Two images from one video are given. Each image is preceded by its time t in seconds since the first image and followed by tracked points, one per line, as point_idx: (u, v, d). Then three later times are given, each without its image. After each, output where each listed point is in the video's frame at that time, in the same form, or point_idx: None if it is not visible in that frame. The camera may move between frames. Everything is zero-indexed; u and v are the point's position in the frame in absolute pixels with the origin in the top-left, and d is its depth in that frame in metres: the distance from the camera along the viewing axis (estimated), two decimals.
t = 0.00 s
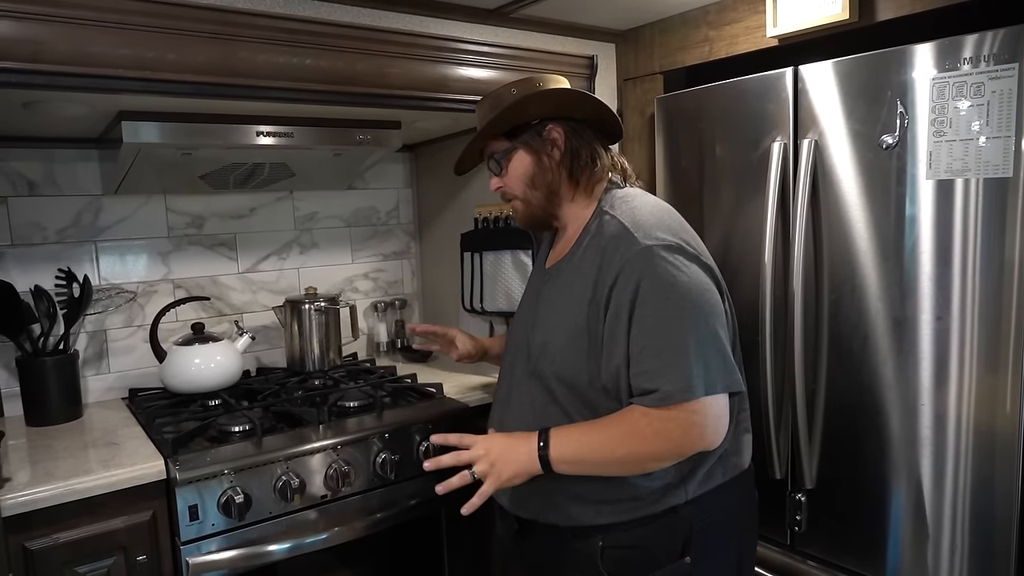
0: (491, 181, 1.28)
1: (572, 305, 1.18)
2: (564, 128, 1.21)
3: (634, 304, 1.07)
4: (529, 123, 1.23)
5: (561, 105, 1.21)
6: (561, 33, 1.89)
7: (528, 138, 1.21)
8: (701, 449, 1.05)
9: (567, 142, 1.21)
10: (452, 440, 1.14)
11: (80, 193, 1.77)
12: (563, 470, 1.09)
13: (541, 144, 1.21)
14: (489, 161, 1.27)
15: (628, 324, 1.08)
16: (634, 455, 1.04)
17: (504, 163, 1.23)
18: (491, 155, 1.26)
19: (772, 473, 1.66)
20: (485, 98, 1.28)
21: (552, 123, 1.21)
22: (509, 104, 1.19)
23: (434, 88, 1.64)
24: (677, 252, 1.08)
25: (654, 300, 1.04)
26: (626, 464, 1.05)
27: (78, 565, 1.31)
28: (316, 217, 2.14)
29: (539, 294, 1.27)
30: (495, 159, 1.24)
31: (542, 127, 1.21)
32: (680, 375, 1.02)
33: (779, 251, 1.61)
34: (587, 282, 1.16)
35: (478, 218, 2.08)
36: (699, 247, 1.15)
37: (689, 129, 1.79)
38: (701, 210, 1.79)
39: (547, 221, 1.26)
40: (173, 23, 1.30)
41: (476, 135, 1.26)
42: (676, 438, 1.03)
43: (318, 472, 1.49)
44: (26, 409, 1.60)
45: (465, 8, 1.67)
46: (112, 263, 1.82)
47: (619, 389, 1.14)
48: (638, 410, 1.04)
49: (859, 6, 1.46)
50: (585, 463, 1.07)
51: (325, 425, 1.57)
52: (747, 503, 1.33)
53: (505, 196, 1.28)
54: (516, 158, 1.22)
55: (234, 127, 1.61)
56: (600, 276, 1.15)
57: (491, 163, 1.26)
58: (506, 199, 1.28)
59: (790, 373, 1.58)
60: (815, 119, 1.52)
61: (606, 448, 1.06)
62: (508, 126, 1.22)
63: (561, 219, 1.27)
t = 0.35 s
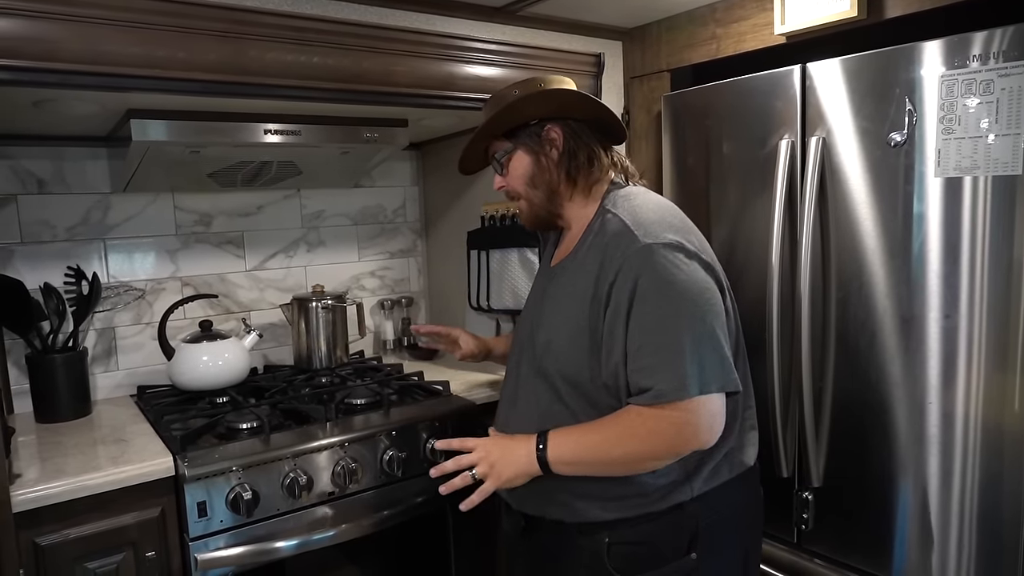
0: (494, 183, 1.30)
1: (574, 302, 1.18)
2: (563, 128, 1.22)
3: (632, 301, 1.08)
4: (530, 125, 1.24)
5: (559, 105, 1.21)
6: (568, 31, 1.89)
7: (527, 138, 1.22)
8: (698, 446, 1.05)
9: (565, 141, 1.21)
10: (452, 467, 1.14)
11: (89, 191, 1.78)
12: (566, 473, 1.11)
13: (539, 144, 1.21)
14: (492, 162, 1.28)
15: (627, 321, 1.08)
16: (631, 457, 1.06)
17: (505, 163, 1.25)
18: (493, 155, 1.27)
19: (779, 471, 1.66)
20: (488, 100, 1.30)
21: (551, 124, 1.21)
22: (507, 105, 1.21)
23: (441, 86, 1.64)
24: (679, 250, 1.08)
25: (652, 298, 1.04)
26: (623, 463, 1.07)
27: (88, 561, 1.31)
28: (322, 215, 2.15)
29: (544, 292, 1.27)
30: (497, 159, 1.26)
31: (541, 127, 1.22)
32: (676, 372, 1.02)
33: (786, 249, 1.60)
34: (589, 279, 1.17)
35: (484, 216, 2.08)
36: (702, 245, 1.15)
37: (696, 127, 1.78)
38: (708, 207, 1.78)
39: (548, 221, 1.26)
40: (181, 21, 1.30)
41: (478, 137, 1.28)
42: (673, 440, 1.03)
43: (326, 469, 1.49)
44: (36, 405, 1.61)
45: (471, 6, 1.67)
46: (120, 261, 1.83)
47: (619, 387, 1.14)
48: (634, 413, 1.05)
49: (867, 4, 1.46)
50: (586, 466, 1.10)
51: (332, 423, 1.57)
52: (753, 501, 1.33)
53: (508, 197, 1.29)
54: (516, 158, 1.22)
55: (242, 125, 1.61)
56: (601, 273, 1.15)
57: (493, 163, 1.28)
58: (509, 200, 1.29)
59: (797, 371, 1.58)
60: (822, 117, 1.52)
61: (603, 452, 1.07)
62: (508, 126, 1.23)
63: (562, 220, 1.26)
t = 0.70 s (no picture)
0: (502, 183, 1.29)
1: (555, 299, 1.22)
2: (574, 133, 1.21)
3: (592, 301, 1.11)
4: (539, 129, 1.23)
5: (570, 110, 1.20)
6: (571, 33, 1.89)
7: (538, 144, 1.21)
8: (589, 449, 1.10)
9: (575, 146, 1.21)
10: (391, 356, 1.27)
11: (94, 193, 1.79)
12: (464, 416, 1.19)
13: (549, 149, 1.21)
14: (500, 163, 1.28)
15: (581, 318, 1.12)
16: (530, 437, 1.11)
17: (515, 167, 1.24)
18: (502, 159, 1.27)
19: (782, 473, 1.66)
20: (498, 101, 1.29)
21: (561, 129, 1.21)
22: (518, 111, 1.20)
23: (444, 88, 1.65)
24: (658, 264, 1.09)
25: (610, 299, 1.07)
26: (508, 430, 1.14)
27: (93, 562, 1.32)
28: (326, 217, 2.15)
29: (538, 291, 1.30)
30: (506, 162, 1.25)
31: (551, 133, 1.21)
32: (611, 375, 1.05)
33: (789, 250, 1.61)
34: (568, 277, 1.20)
35: (487, 218, 2.08)
36: (691, 263, 1.15)
37: (698, 129, 1.79)
38: (710, 209, 1.79)
39: (556, 225, 1.27)
40: (186, 25, 1.31)
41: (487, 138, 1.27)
42: (573, 436, 1.07)
43: (329, 470, 1.50)
44: (41, 406, 1.61)
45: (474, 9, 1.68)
46: (125, 263, 1.83)
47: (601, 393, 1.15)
48: (550, 397, 1.08)
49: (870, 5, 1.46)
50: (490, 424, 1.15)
51: (336, 425, 1.58)
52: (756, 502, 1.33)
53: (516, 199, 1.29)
54: (526, 163, 1.22)
55: (247, 127, 1.62)
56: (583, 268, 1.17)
57: (502, 165, 1.27)
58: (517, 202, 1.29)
59: (800, 373, 1.58)
60: (825, 119, 1.52)
61: (512, 423, 1.12)
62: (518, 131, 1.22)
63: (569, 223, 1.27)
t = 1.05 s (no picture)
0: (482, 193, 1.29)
1: (530, 304, 1.25)
2: (553, 141, 1.22)
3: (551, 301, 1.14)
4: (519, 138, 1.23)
5: (549, 118, 1.20)
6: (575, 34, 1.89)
7: (517, 152, 1.21)
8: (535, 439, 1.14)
9: (553, 154, 1.22)
10: (347, 374, 1.30)
11: (101, 195, 1.80)
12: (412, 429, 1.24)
13: (529, 158, 1.21)
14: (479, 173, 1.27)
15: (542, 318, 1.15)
16: (476, 431, 1.16)
17: (495, 176, 1.24)
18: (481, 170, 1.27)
19: (788, 473, 1.66)
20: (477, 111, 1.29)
21: (541, 137, 1.21)
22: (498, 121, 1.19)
23: (449, 89, 1.65)
24: (618, 265, 1.10)
25: (564, 300, 1.10)
26: (457, 426, 1.18)
27: (101, 562, 1.33)
28: (332, 218, 2.16)
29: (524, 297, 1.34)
30: (486, 171, 1.25)
31: (530, 141, 1.21)
32: (561, 372, 1.09)
33: (795, 251, 1.60)
34: (539, 280, 1.23)
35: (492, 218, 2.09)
36: (658, 264, 1.15)
37: (703, 130, 1.79)
38: (716, 210, 1.79)
39: (538, 231, 1.28)
40: (193, 28, 1.31)
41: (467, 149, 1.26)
42: (514, 426, 1.12)
43: (335, 471, 1.50)
44: (49, 407, 1.62)
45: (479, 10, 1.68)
46: (132, 264, 1.84)
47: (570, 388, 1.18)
48: (491, 394, 1.14)
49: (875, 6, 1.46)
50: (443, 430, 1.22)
51: (342, 425, 1.58)
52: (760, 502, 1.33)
53: (496, 208, 1.28)
54: (505, 173, 1.22)
55: (252, 129, 1.63)
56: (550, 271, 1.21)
57: (481, 174, 1.27)
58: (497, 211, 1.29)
59: (806, 373, 1.58)
60: (830, 119, 1.52)
61: (459, 422, 1.18)
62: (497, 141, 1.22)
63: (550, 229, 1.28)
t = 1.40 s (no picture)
0: (436, 242, 1.26)
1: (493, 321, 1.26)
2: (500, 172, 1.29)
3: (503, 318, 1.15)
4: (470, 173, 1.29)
5: (485, 151, 1.36)
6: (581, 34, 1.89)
7: (473, 182, 1.26)
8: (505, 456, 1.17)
9: (505, 182, 1.27)
10: (330, 432, 1.47)
11: (109, 195, 1.80)
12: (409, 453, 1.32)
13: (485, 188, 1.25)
14: (433, 221, 1.26)
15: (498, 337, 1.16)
16: (453, 454, 1.21)
17: (453, 215, 1.24)
18: (436, 211, 1.26)
19: (794, 473, 1.66)
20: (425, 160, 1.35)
21: (489, 170, 1.28)
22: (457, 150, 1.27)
23: (455, 89, 1.65)
24: (562, 276, 1.10)
25: (511, 318, 1.11)
26: (440, 456, 1.24)
27: (109, 560, 1.33)
28: (338, 218, 2.16)
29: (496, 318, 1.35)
30: (442, 213, 1.25)
31: (482, 172, 1.28)
32: (515, 389, 1.10)
33: (801, 250, 1.60)
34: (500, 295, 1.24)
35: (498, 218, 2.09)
36: (607, 266, 1.13)
37: (709, 129, 1.79)
38: (722, 209, 1.79)
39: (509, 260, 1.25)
40: (200, 28, 1.32)
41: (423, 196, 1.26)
42: (481, 446, 1.15)
43: (342, 470, 1.51)
44: (57, 406, 1.63)
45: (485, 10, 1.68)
46: (139, 264, 1.85)
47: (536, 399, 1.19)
48: (458, 417, 1.18)
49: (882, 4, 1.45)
50: (425, 451, 1.27)
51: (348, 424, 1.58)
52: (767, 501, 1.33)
53: (456, 253, 1.25)
54: (466, 205, 1.23)
55: (259, 129, 1.63)
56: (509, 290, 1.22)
57: (436, 221, 1.26)
58: (458, 256, 1.25)
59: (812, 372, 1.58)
60: (837, 118, 1.52)
61: (437, 446, 1.23)
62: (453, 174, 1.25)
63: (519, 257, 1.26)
